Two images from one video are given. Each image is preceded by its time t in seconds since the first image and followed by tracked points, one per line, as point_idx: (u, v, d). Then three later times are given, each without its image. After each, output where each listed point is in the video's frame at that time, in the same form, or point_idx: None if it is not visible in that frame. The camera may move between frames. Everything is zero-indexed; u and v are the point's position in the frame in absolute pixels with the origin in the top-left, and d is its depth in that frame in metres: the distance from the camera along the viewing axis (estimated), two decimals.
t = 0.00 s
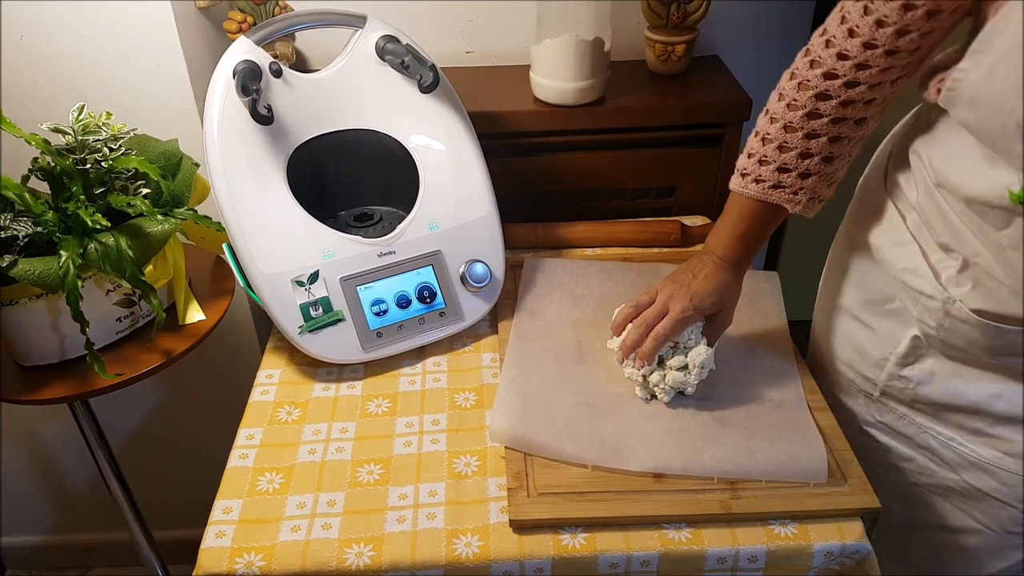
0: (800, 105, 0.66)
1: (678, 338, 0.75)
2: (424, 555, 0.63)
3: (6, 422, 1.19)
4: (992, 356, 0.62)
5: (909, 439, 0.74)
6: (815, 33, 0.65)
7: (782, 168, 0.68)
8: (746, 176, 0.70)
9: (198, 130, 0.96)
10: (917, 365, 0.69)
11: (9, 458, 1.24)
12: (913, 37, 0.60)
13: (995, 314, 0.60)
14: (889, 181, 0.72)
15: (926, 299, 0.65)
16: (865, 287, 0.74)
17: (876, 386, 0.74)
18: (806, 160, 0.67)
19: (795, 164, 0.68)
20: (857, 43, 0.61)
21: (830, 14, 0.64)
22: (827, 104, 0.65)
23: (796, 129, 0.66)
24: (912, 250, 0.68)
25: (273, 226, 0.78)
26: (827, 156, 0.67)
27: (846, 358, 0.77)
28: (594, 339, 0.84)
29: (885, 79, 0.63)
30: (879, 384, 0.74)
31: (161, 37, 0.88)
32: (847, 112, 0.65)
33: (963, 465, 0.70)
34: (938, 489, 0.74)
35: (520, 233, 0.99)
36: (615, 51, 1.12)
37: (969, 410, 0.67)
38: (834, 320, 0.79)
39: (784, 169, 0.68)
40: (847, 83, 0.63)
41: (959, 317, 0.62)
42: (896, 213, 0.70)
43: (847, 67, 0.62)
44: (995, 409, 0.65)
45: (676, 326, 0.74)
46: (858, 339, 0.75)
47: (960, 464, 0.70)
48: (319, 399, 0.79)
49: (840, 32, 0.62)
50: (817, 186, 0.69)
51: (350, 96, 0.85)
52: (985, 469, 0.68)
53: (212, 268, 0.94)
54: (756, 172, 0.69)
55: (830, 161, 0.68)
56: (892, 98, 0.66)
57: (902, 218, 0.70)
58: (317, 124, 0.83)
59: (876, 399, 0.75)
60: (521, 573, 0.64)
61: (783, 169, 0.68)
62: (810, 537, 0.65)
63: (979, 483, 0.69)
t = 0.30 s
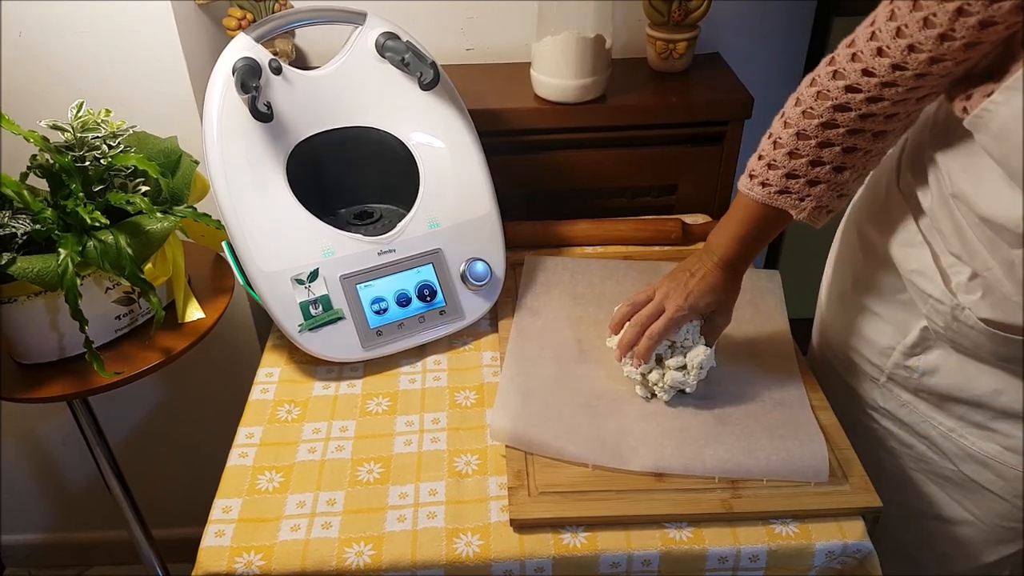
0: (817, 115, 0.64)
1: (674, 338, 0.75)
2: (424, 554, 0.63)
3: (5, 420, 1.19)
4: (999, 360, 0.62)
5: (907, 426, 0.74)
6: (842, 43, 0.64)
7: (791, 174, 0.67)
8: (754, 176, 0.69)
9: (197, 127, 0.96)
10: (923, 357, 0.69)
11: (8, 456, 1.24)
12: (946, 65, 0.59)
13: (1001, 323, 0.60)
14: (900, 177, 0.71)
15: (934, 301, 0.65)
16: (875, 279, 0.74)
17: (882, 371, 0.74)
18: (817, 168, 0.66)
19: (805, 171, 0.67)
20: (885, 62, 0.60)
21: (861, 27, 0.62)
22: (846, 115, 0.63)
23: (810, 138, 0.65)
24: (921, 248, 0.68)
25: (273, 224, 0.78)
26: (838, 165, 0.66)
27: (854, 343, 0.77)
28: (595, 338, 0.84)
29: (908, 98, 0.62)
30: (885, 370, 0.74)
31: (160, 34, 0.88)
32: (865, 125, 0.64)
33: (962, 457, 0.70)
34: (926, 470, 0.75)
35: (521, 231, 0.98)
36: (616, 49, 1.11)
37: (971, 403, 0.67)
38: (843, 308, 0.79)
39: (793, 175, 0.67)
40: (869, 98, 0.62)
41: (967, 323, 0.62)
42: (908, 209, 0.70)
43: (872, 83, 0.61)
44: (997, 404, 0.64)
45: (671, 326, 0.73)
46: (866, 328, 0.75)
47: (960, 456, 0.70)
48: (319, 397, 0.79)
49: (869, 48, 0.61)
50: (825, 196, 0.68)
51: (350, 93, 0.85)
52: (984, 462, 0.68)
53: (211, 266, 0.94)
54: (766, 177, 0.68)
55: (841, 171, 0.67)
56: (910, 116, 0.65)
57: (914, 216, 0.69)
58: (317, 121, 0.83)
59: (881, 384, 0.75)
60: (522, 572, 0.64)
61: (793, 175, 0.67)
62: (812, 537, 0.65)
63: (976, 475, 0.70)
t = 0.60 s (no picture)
0: (824, 108, 0.64)
1: (671, 329, 0.74)
2: (423, 553, 0.63)
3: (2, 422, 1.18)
4: (994, 353, 0.62)
5: (911, 414, 0.74)
6: (852, 38, 0.64)
7: (796, 168, 0.67)
8: (760, 170, 0.69)
9: (192, 126, 0.95)
10: (926, 345, 0.70)
11: (6, 458, 1.24)
12: (955, 63, 0.59)
13: (994, 316, 0.60)
14: (915, 170, 0.72)
15: (934, 291, 0.66)
16: (887, 268, 0.74)
17: (890, 357, 0.75)
18: (822, 163, 0.66)
19: (810, 165, 0.66)
20: (894, 57, 0.60)
21: (872, 23, 0.62)
22: (853, 109, 0.63)
23: (817, 131, 0.65)
24: (930, 240, 0.68)
25: (269, 224, 0.77)
26: (844, 161, 0.66)
27: (866, 330, 0.78)
28: (594, 335, 0.83)
29: (917, 94, 0.62)
30: (891, 356, 0.74)
31: (154, 32, 0.87)
32: (872, 121, 0.64)
33: (962, 449, 0.69)
34: (930, 461, 0.74)
35: (518, 228, 0.98)
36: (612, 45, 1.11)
37: (968, 394, 0.66)
38: (856, 294, 0.79)
39: (797, 169, 0.67)
40: (878, 92, 0.62)
41: (962, 314, 0.63)
42: (922, 202, 0.70)
43: (880, 79, 0.61)
44: (993, 398, 0.63)
45: (670, 316, 0.72)
46: (874, 315, 0.76)
47: (960, 449, 0.69)
48: (317, 397, 0.78)
49: (879, 43, 0.61)
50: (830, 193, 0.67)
51: (345, 91, 0.84)
52: (983, 457, 0.67)
53: (207, 265, 0.94)
54: (771, 171, 0.68)
55: (847, 167, 0.66)
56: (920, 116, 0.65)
57: (928, 211, 0.70)
58: (312, 120, 0.82)
59: (888, 371, 0.76)
60: (521, 570, 0.64)
61: (797, 169, 0.67)
62: (812, 533, 0.64)
63: (974, 469, 0.68)
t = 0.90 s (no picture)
0: (834, 88, 0.64)
1: (673, 316, 0.74)
2: (426, 550, 0.63)
3: (8, 421, 1.19)
4: (996, 343, 0.62)
5: (918, 410, 0.74)
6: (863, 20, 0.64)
7: (804, 150, 0.67)
8: (768, 154, 0.69)
9: (194, 126, 0.95)
10: (933, 338, 0.69)
11: (12, 457, 1.24)
12: (963, 39, 0.59)
13: (997, 302, 0.60)
14: (928, 159, 0.71)
15: (940, 277, 0.66)
16: (898, 258, 0.74)
17: (899, 350, 0.75)
18: (830, 145, 0.66)
19: (817, 147, 0.66)
20: (904, 34, 0.60)
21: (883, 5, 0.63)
22: (862, 89, 0.63)
23: (826, 112, 0.65)
24: (940, 229, 0.68)
25: (272, 222, 0.78)
26: (852, 143, 0.66)
27: (877, 322, 0.78)
28: (595, 332, 0.83)
29: (927, 75, 0.62)
30: (900, 349, 0.74)
31: (156, 32, 0.88)
32: (881, 101, 0.63)
33: (966, 446, 0.69)
34: (933, 457, 0.74)
35: (520, 226, 0.98)
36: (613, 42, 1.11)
37: (973, 389, 0.66)
38: (870, 286, 0.79)
39: (805, 151, 0.67)
40: (887, 71, 0.62)
41: (965, 299, 0.63)
42: (934, 193, 0.70)
43: (890, 57, 0.61)
44: (996, 393, 0.63)
45: (671, 302, 0.73)
46: (885, 307, 0.76)
47: (965, 445, 0.69)
48: (320, 394, 0.79)
49: (889, 22, 0.61)
50: (838, 175, 0.67)
51: (346, 89, 0.84)
52: (987, 453, 0.67)
53: (211, 264, 0.94)
54: (779, 153, 0.68)
55: (855, 150, 0.66)
56: (930, 100, 0.64)
57: (941, 199, 0.70)
58: (313, 119, 0.83)
59: (898, 365, 0.76)
60: (524, 567, 0.64)
61: (805, 151, 0.67)
62: (815, 530, 0.64)
63: (979, 465, 0.68)
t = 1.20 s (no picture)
0: (842, 76, 0.66)
1: (696, 316, 0.75)
2: (428, 550, 0.63)
3: (11, 421, 1.19)
4: (989, 330, 0.62)
5: (916, 412, 0.74)
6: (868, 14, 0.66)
7: (815, 140, 0.68)
8: (780, 149, 0.70)
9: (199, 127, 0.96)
10: (934, 335, 0.69)
11: (15, 457, 1.25)
12: (961, 20, 0.61)
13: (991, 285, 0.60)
14: (939, 152, 0.71)
15: (939, 264, 0.66)
16: (903, 255, 0.74)
17: (899, 349, 0.75)
18: (840, 134, 0.67)
19: (828, 136, 0.67)
20: (908, 18, 0.62)
21: None
22: (869, 76, 0.65)
23: (835, 100, 0.66)
24: (940, 221, 0.68)
25: (276, 222, 0.78)
26: (860, 133, 0.67)
27: (880, 321, 0.78)
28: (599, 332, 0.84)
29: (931, 60, 0.63)
30: (901, 349, 0.74)
31: (162, 33, 0.88)
32: (888, 89, 0.65)
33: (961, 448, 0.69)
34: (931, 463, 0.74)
35: (523, 227, 0.98)
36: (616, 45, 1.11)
37: (968, 389, 0.66)
38: (875, 286, 0.79)
39: (816, 142, 0.68)
40: (893, 57, 0.64)
41: (960, 284, 0.63)
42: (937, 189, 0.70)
43: (894, 42, 0.63)
44: (989, 393, 0.64)
45: (693, 300, 0.73)
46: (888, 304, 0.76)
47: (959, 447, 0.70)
48: (323, 395, 0.79)
49: (892, 9, 0.63)
50: (849, 164, 0.68)
51: (350, 91, 0.85)
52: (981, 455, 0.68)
53: (215, 264, 0.95)
54: (791, 144, 0.69)
55: (864, 139, 0.67)
56: (936, 87, 0.65)
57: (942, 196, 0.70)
58: (317, 120, 0.83)
59: (899, 366, 0.76)
60: (526, 567, 0.64)
61: (816, 141, 0.68)
62: (816, 531, 0.64)
63: (972, 467, 0.69)
